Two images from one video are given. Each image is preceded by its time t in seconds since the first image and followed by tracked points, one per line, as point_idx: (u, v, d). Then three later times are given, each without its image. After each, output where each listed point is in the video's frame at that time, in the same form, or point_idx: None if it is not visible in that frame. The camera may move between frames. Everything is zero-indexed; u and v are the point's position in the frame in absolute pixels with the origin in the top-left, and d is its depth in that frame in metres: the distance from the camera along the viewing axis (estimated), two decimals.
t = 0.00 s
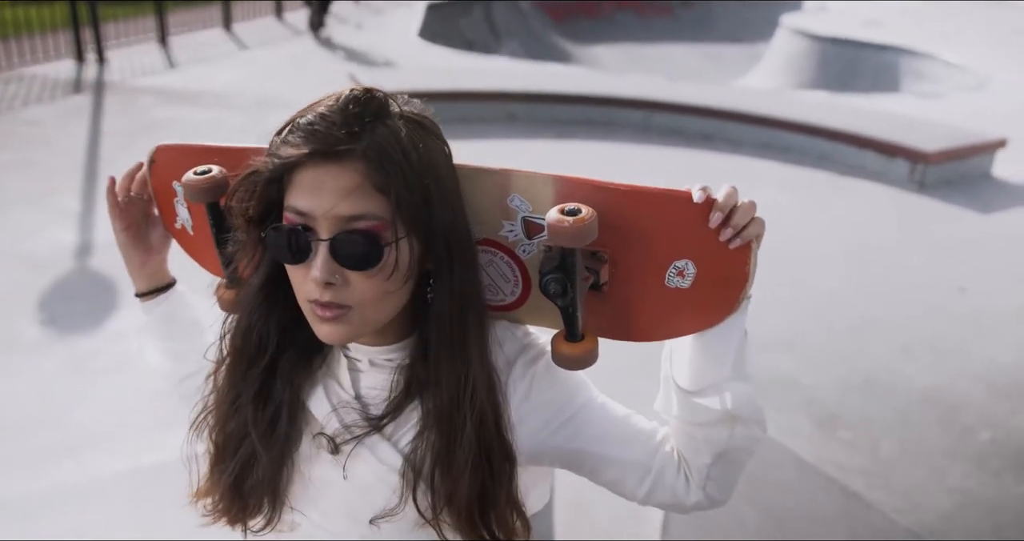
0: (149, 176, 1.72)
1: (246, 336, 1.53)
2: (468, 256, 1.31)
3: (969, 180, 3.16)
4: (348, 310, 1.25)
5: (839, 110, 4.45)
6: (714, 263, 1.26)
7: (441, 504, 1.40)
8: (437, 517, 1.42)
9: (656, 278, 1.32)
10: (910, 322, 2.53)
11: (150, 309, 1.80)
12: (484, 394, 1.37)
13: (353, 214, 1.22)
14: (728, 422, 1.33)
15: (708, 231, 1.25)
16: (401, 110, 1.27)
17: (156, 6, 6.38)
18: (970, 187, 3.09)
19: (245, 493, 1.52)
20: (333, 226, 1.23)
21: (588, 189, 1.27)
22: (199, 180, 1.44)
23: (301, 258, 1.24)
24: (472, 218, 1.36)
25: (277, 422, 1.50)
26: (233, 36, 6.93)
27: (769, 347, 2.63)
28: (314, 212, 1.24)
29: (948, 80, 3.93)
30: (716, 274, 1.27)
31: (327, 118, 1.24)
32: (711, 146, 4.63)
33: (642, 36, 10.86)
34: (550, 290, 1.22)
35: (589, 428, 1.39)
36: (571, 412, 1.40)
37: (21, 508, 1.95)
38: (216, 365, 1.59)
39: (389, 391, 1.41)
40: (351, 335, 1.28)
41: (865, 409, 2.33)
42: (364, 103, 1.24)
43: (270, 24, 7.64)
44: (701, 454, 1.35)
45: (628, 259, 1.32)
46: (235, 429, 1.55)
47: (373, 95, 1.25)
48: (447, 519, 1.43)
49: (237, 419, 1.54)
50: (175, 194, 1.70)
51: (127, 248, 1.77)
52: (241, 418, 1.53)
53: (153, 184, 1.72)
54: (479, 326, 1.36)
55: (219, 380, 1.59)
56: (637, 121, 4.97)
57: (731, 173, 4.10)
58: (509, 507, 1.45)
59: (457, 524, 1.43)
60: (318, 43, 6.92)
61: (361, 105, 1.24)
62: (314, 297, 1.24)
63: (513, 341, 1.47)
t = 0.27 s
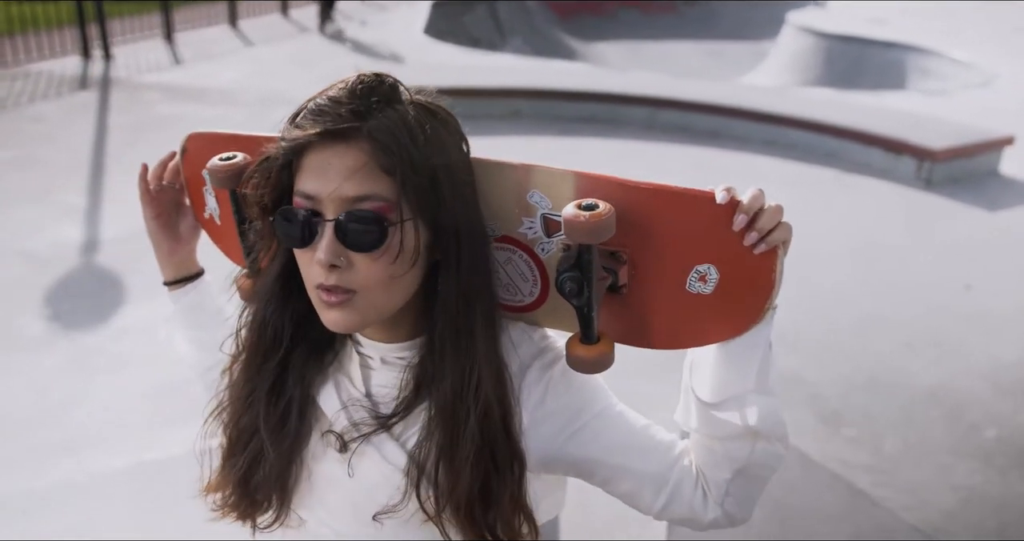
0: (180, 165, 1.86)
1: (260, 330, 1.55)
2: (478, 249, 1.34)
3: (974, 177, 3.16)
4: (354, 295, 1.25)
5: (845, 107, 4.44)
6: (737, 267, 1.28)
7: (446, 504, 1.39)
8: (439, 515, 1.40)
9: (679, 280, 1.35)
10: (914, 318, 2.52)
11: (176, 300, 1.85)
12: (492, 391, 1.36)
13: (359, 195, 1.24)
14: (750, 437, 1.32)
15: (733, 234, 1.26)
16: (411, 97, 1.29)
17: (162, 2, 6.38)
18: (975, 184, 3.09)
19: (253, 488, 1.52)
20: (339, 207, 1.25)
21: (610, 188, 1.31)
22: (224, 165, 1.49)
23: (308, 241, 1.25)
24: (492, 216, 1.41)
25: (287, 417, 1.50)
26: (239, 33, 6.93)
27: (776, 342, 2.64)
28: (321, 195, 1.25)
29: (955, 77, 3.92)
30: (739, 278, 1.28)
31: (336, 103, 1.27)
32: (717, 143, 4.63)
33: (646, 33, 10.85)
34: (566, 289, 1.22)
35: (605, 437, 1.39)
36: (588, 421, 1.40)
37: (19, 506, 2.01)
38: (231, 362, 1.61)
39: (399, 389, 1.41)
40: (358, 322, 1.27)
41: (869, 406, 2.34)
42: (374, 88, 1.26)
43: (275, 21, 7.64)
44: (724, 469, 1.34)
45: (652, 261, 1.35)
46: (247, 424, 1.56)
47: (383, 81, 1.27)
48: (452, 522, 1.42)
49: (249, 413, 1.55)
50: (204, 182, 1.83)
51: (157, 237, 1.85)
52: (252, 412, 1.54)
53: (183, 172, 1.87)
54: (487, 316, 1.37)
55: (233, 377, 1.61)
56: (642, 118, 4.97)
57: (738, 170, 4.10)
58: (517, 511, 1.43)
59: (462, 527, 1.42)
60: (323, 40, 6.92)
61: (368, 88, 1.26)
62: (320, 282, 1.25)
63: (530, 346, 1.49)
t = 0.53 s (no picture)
0: (201, 160, 1.82)
1: (268, 331, 1.55)
2: (488, 252, 1.32)
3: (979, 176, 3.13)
4: (357, 286, 1.24)
5: (848, 107, 4.43)
6: (753, 275, 1.18)
7: (450, 508, 1.37)
8: (440, 518, 1.39)
9: (693, 288, 1.25)
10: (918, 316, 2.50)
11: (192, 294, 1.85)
12: (495, 392, 1.35)
13: (362, 183, 1.22)
14: (763, 452, 1.25)
15: (750, 240, 1.17)
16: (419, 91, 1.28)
17: (166, 5, 6.41)
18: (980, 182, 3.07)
19: (257, 490, 1.53)
20: (342, 197, 1.24)
21: (622, 188, 1.23)
22: (246, 158, 1.49)
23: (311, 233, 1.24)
24: (506, 217, 1.34)
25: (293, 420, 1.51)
26: (243, 35, 6.96)
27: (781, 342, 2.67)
28: (325, 186, 1.25)
29: (959, 75, 3.90)
30: (755, 288, 1.19)
31: (341, 94, 1.26)
32: (720, 143, 4.63)
33: (650, 34, 10.83)
34: (575, 292, 1.18)
35: (613, 447, 1.32)
36: (596, 432, 1.33)
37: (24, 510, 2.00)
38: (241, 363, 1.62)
39: (402, 395, 1.41)
40: (361, 313, 1.25)
41: (875, 404, 2.36)
42: (378, 81, 1.26)
43: (279, 24, 7.66)
44: (734, 483, 1.27)
45: (664, 267, 1.26)
46: (253, 425, 1.56)
47: (390, 74, 1.27)
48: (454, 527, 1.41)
49: (255, 415, 1.55)
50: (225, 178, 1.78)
51: (174, 230, 1.84)
52: (258, 414, 1.54)
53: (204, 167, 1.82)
54: (491, 318, 1.35)
55: (241, 378, 1.61)
56: (645, 119, 4.97)
57: (740, 170, 4.10)
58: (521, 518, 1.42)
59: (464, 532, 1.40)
60: (327, 42, 6.93)
61: (375, 79, 1.26)
62: (324, 273, 1.24)
63: (539, 351, 1.43)
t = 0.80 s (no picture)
0: (210, 155, 1.79)
1: (264, 332, 1.55)
2: (484, 248, 1.30)
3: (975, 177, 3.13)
4: (349, 279, 1.23)
5: (843, 108, 4.43)
6: (757, 283, 1.13)
7: (442, 513, 1.36)
8: (431, 521, 1.38)
9: (694, 295, 1.20)
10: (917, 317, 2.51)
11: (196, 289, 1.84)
12: (489, 394, 1.33)
13: (356, 173, 1.22)
14: (763, 467, 1.22)
15: (754, 248, 1.12)
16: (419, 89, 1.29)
17: (162, 10, 6.42)
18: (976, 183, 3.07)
19: (251, 494, 1.51)
20: (336, 188, 1.24)
21: (624, 189, 1.19)
22: (253, 151, 1.49)
23: (304, 224, 1.23)
24: (508, 217, 1.32)
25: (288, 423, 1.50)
26: (239, 39, 6.96)
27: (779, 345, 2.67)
28: (319, 177, 1.25)
29: (953, 76, 3.89)
30: (759, 296, 1.14)
31: (337, 89, 1.28)
32: (715, 144, 4.64)
33: (646, 36, 10.84)
34: (574, 295, 1.15)
35: (609, 458, 1.29)
36: (592, 442, 1.31)
37: (22, 511, 2.03)
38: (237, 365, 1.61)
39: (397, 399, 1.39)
40: (352, 306, 1.24)
41: (875, 404, 2.36)
42: (375, 77, 1.28)
43: (275, 28, 7.66)
44: (732, 496, 1.24)
45: (665, 273, 1.21)
46: (248, 427, 1.55)
47: (387, 70, 1.28)
48: (446, 533, 1.40)
49: (251, 417, 1.55)
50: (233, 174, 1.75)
51: (179, 226, 1.82)
52: (253, 417, 1.54)
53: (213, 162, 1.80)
54: (489, 324, 1.33)
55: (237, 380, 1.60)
56: (641, 122, 4.97)
57: (735, 171, 4.10)
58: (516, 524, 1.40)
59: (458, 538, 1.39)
60: (322, 46, 6.93)
61: (372, 74, 1.28)
62: (317, 265, 1.23)
63: (537, 358, 1.40)
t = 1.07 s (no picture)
0: (211, 147, 1.79)
1: (259, 325, 1.55)
2: (474, 241, 1.29)
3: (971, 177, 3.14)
4: (340, 269, 1.21)
5: (838, 108, 4.44)
6: (756, 283, 1.12)
7: (434, 509, 1.35)
8: (421, 517, 1.37)
9: (693, 293, 1.19)
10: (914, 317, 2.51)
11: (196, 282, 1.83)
12: (483, 388, 1.33)
13: (349, 161, 1.22)
14: (760, 470, 1.21)
15: (755, 246, 1.11)
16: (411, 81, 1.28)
17: (158, 11, 6.42)
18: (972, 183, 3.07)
19: (245, 491, 1.51)
20: (328, 175, 1.23)
21: (623, 183, 1.18)
22: (251, 141, 1.48)
23: (295, 213, 1.23)
24: (505, 211, 1.31)
25: (282, 420, 1.49)
26: (235, 40, 6.96)
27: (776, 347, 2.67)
28: (311, 165, 1.24)
29: (948, 76, 3.89)
30: (757, 295, 1.12)
31: (332, 78, 1.28)
32: (711, 145, 4.64)
33: (642, 37, 10.84)
34: (569, 290, 1.14)
35: (604, 460, 1.28)
36: (588, 443, 1.29)
37: (19, 511, 2.01)
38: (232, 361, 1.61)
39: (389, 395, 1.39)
40: (343, 296, 1.23)
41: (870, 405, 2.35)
42: (369, 66, 1.28)
43: (271, 29, 7.66)
44: (729, 500, 1.22)
45: (663, 269, 1.20)
46: (242, 423, 1.55)
47: (382, 61, 1.29)
48: (437, 530, 1.39)
49: (245, 413, 1.54)
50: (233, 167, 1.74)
51: (180, 218, 1.81)
52: (247, 412, 1.54)
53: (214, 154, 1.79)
54: (480, 319, 1.33)
55: (232, 375, 1.60)
56: (637, 122, 4.97)
57: (731, 171, 4.11)
58: (509, 521, 1.39)
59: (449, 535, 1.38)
60: (319, 46, 6.93)
61: (366, 63, 1.28)
62: (307, 253, 1.22)
63: (533, 356, 1.39)
